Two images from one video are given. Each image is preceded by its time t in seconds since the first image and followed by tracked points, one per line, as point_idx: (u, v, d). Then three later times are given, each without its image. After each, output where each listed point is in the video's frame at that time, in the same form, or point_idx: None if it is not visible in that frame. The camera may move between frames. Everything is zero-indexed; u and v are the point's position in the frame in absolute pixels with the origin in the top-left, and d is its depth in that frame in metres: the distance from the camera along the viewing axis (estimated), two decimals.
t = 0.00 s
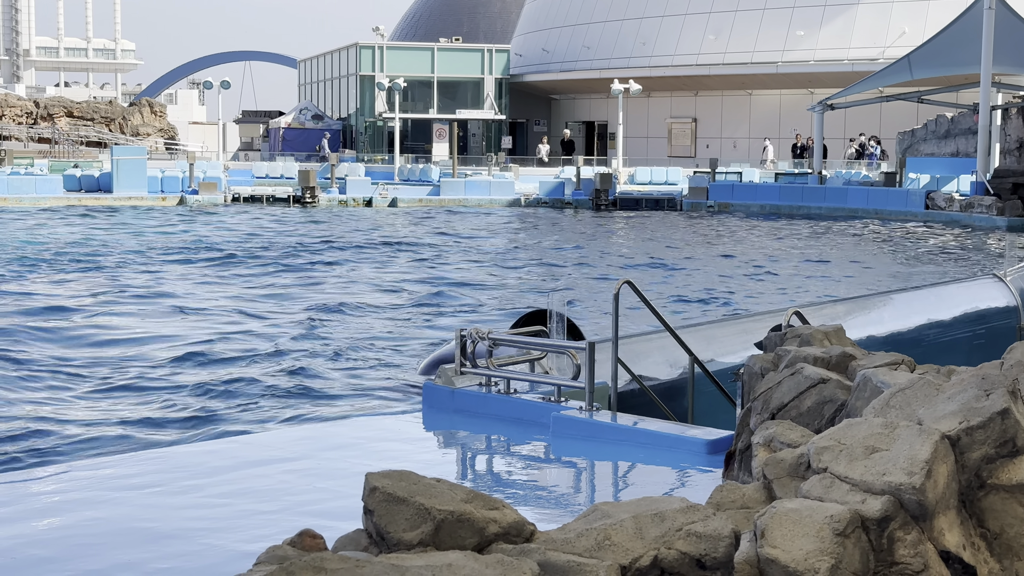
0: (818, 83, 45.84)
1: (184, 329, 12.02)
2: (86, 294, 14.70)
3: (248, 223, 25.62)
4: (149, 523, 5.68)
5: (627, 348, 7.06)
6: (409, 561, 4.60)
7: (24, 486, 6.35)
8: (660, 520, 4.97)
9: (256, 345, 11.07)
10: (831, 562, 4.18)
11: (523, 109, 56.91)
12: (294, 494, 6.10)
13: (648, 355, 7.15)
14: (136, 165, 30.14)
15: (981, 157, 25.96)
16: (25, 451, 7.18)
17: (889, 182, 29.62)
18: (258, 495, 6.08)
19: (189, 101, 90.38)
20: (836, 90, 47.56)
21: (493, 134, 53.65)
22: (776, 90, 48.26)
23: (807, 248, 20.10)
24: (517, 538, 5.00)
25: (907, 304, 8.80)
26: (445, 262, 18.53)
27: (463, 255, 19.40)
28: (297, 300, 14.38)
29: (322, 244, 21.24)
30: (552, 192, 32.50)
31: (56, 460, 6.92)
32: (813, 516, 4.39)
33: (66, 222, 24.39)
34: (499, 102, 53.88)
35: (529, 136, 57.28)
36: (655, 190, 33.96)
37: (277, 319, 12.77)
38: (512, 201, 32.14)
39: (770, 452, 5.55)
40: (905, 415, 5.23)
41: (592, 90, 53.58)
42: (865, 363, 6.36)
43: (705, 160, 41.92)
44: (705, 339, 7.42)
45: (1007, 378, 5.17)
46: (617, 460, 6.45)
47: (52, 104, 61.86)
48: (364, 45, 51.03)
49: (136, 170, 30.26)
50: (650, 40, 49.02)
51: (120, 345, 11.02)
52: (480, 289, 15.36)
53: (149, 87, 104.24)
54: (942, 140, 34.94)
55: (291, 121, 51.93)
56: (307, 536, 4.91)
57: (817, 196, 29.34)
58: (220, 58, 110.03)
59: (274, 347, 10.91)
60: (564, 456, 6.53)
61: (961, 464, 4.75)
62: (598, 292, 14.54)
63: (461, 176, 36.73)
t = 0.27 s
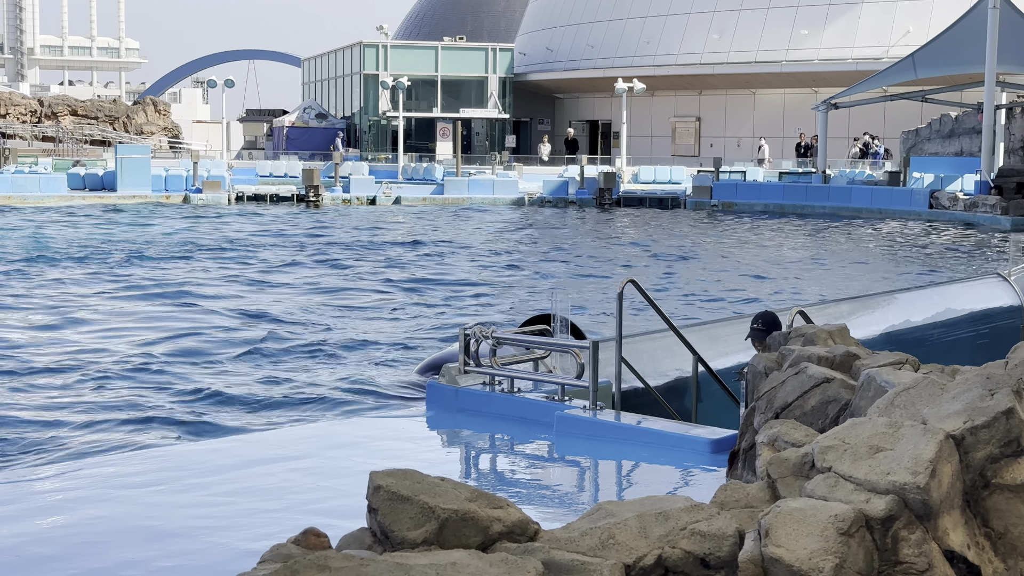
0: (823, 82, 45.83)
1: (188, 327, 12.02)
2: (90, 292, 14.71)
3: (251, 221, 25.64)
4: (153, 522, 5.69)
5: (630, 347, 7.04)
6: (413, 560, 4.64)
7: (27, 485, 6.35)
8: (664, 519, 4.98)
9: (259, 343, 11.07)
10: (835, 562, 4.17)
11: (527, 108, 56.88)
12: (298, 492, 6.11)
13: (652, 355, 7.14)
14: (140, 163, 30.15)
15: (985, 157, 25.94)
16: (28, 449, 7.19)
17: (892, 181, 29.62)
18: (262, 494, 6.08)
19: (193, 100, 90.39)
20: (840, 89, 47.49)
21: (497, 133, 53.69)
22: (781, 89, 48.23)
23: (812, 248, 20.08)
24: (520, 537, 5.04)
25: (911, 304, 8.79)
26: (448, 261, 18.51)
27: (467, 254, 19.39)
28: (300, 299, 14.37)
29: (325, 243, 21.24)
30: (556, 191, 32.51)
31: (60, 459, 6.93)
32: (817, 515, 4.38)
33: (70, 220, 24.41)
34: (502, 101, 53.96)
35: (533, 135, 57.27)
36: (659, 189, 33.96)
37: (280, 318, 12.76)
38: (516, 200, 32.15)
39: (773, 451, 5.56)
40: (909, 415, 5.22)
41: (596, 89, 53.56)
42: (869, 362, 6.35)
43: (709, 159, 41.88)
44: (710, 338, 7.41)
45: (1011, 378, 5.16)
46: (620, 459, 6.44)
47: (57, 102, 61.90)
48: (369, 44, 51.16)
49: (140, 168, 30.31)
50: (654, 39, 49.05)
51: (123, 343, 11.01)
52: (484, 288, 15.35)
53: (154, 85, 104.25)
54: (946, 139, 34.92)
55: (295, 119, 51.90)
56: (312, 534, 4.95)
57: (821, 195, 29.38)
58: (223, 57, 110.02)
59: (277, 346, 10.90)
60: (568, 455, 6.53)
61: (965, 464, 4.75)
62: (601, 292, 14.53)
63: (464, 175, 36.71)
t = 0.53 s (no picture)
0: (829, 81, 45.78)
1: (194, 326, 12.03)
2: (95, 291, 14.72)
3: (257, 220, 25.62)
4: (158, 520, 5.70)
5: (637, 346, 7.04)
6: (420, 558, 4.69)
7: (32, 483, 6.35)
8: (671, 518, 4.99)
9: (264, 342, 11.06)
10: (841, 562, 4.18)
11: (532, 106, 56.86)
12: (303, 490, 6.11)
13: (658, 354, 7.14)
14: (146, 162, 30.26)
15: (991, 156, 25.89)
16: (34, 448, 7.18)
17: (898, 180, 29.57)
18: (265, 493, 6.08)
19: (199, 98, 90.44)
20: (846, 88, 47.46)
21: (502, 132, 53.65)
22: (786, 88, 48.18)
23: (818, 247, 20.04)
24: (527, 536, 5.09)
25: (918, 302, 8.77)
26: (453, 260, 18.49)
27: (473, 253, 19.36)
28: (305, 297, 14.36)
29: (331, 242, 21.23)
30: (562, 190, 32.56)
31: (66, 456, 6.93)
32: (823, 514, 4.38)
33: (76, 219, 24.44)
34: (508, 100, 53.60)
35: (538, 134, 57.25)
36: (664, 188, 33.92)
37: (285, 317, 12.75)
38: (522, 199, 32.11)
39: (780, 451, 5.55)
40: (916, 414, 5.22)
41: (602, 88, 53.53)
42: (875, 360, 6.34)
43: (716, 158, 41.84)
44: (715, 337, 7.40)
45: (1018, 377, 5.16)
46: (625, 458, 6.44)
47: (63, 100, 61.97)
48: (374, 43, 51.24)
49: (146, 167, 30.25)
50: (660, 38, 49.05)
51: (129, 342, 11.01)
52: (490, 287, 15.33)
53: (160, 84, 104.26)
54: (952, 138, 34.86)
55: (300, 119, 51.93)
56: (318, 533, 4.98)
57: (827, 194, 29.32)
58: (229, 56, 110.18)
59: (282, 345, 10.89)
60: (573, 454, 6.52)
61: (972, 463, 4.75)
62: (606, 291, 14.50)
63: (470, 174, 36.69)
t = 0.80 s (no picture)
0: (836, 80, 45.74)
1: (201, 324, 12.03)
2: (102, 288, 14.73)
3: (264, 218, 25.63)
4: (166, 518, 5.71)
5: (644, 345, 7.03)
6: (427, 556, 4.73)
7: (40, 480, 6.35)
8: (678, 516, 4.99)
9: (270, 340, 11.06)
10: (848, 560, 4.17)
11: (539, 104, 56.89)
12: (310, 488, 6.11)
13: (666, 352, 7.13)
14: (154, 160, 30.41)
15: (999, 154, 25.82)
16: (41, 445, 7.19)
17: (906, 179, 29.52)
18: (273, 491, 6.08)
19: (206, 96, 90.58)
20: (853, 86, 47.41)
21: (509, 130, 53.66)
22: (794, 86, 48.12)
23: (826, 246, 20.00)
24: (534, 534, 5.13)
25: (924, 302, 8.74)
26: (460, 258, 18.48)
27: (479, 252, 19.35)
28: (310, 295, 14.36)
29: (338, 240, 21.23)
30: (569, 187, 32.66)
31: (73, 454, 6.94)
32: (831, 513, 4.38)
33: (84, 217, 24.47)
34: (515, 97, 53.42)
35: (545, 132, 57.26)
36: (671, 187, 33.91)
37: (292, 315, 12.74)
38: (529, 197, 32.10)
39: (787, 449, 5.55)
40: (924, 413, 5.21)
41: (609, 86, 53.51)
42: (882, 359, 6.33)
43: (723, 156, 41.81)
44: (723, 336, 7.39)
45: None
46: (632, 456, 6.44)
47: (70, 98, 62.12)
48: (381, 41, 51.30)
49: (153, 165, 30.57)
50: (667, 36, 49.06)
51: (135, 339, 11.02)
52: (496, 286, 15.31)
53: (168, 82, 104.42)
54: (960, 137, 34.79)
55: (307, 116, 51.89)
56: (326, 531, 5.00)
57: (834, 192, 29.29)
58: (236, 54, 110.33)
59: (289, 343, 10.89)
60: (580, 452, 6.52)
61: (980, 462, 4.74)
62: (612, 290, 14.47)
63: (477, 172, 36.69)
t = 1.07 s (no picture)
0: (845, 77, 45.62)
1: (209, 321, 12.05)
2: (111, 285, 14.76)
3: (273, 216, 25.66)
4: (176, 514, 5.73)
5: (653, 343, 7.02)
6: (436, 553, 4.76)
7: (49, 476, 6.37)
8: (687, 514, 5.01)
9: (278, 338, 11.06)
10: (858, 558, 4.17)
11: (548, 102, 56.93)
12: (319, 485, 6.12)
13: (676, 350, 7.11)
14: (163, 158, 30.44)
15: (1009, 151, 25.72)
16: (51, 441, 7.21)
17: (915, 177, 29.46)
18: (281, 487, 6.09)
19: (215, 94, 90.75)
20: (863, 84, 47.35)
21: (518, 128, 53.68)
22: (803, 84, 48.02)
23: (835, 244, 19.94)
24: (543, 532, 5.15)
25: (935, 297, 8.70)
26: (468, 256, 18.47)
27: (487, 249, 19.36)
28: (318, 293, 14.37)
29: (347, 237, 21.26)
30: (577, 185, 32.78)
31: (83, 450, 6.96)
32: (840, 511, 4.37)
33: (94, 214, 24.54)
34: (523, 96, 53.49)
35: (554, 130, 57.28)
36: (680, 185, 33.88)
37: (300, 312, 12.74)
38: (538, 195, 32.10)
39: (797, 447, 5.54)
40: (935, 411, 5.19)
41: (617, 84, 53.50)
42: (891, 358, 6.32)
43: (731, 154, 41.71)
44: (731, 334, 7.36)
45: None
46: (641, 454, 6.43)
47: (79, 96, 62.40)
48: (389, 39, 51.42)
49: (162, 163, 30.50)
50: (676, 34, 49.01)
51: (144, 336, 11.04)
52: (504, 283, 15.30)
53: (177, 81, 104.67)
54: (970, 135, 34.71)
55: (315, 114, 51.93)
56: (336, 528, 5.02)
57: (843, 189, 29.30)
58: (244, 52, 110.58)
59: (296, 340, 10.89)
60: (589, 450, 6.52)
61: (990, 460, 4.74)
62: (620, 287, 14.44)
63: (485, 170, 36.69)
